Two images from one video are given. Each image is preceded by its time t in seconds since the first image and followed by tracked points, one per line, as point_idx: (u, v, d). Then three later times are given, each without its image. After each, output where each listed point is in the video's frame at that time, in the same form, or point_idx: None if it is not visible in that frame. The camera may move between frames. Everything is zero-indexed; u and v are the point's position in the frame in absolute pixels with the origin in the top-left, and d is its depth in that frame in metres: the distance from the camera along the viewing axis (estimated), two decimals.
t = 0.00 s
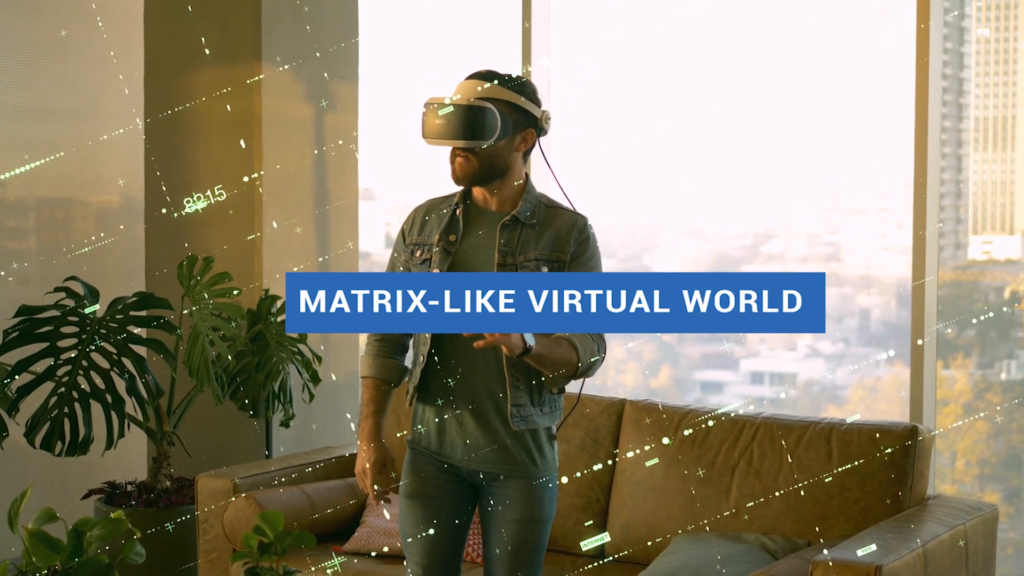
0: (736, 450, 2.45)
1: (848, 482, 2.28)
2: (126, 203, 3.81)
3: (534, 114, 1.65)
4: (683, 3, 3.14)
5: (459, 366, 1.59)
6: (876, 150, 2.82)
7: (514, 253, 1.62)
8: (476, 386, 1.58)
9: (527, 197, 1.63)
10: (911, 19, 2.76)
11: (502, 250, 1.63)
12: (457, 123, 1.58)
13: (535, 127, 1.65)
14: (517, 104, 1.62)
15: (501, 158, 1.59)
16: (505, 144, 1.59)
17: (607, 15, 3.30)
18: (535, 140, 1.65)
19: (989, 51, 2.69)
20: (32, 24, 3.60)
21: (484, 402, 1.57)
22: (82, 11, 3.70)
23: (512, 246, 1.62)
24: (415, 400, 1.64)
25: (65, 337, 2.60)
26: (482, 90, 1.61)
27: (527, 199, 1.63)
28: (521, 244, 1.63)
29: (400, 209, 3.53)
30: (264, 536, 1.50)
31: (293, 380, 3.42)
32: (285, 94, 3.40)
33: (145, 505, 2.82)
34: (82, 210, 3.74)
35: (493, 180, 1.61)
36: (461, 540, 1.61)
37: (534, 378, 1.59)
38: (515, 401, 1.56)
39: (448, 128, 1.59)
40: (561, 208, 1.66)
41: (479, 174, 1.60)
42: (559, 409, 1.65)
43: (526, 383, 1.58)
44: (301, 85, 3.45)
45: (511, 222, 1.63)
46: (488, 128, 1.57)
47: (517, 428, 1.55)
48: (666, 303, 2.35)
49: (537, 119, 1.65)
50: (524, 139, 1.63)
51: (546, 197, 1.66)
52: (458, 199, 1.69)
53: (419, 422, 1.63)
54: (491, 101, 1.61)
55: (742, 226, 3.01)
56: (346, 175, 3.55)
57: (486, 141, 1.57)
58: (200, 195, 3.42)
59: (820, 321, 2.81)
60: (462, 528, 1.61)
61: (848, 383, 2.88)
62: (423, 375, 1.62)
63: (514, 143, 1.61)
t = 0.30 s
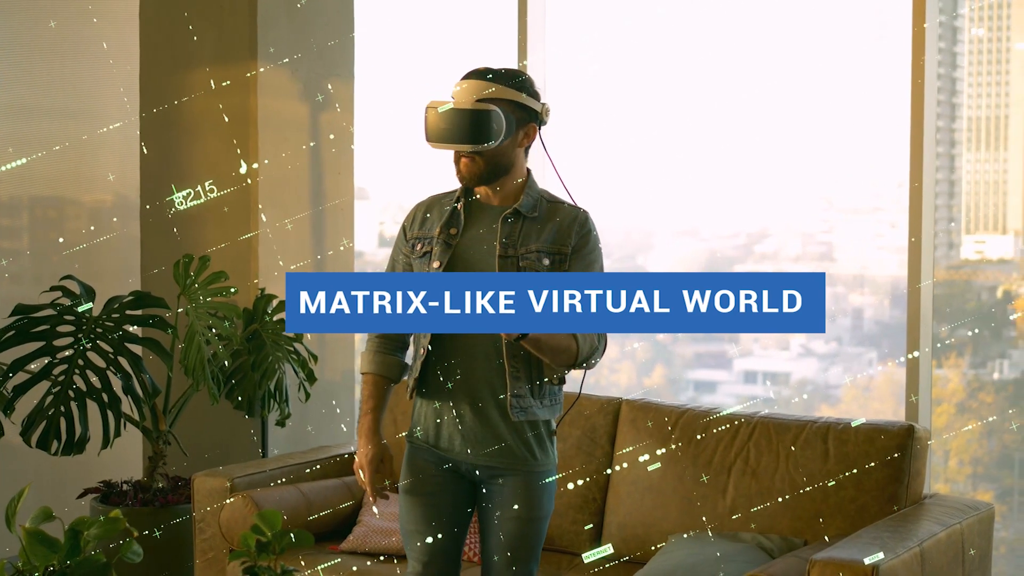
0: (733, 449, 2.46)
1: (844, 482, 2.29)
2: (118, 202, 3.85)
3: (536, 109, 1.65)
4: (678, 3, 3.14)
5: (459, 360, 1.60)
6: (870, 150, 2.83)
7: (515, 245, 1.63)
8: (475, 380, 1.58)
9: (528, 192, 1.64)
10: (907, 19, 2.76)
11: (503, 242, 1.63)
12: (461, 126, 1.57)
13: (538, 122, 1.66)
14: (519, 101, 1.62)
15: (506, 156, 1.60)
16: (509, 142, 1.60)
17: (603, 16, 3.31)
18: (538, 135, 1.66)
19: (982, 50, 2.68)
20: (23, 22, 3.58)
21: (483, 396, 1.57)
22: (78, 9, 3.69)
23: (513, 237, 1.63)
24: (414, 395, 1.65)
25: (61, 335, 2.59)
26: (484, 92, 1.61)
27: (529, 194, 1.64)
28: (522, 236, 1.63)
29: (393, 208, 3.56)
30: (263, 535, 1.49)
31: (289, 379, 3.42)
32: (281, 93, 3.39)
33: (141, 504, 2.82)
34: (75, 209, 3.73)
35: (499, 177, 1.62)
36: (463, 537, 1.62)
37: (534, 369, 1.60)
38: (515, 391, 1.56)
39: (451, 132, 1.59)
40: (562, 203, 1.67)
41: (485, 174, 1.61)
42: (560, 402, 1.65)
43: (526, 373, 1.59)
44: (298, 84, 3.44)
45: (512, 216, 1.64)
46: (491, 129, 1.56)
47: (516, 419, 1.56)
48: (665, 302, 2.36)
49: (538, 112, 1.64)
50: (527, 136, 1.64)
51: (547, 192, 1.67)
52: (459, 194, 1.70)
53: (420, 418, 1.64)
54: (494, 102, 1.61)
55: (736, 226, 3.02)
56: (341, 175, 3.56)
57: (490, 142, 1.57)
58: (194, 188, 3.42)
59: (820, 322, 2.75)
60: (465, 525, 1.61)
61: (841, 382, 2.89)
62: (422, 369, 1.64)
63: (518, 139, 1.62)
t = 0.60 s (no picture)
0: (730, 449, 2.46)
1: (843, 481, 2.29)
2: (113, 201, 3.81)
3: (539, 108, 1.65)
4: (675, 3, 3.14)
5: (467, 361, 1.59)
6: (866, 150, 2.83)
7: (520, 246, 1.62)
8: (483, 379, 1.57)
9: (533, 193, 1.64)
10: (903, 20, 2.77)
11: (507, 241, 1.63)
12: (467, 135, 1.59)
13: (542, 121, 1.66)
14: (523, 103, 1.62)
15: (515, 160, 1.61)
16: (517, 145, 1.61)
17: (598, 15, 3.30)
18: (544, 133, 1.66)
19: (976, 50, 2.70)
20: (17, 21, 3.57)
21: (491, 395, 1.57)
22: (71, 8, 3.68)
23: (518, 236, 1.63)
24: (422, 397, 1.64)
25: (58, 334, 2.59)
26: (483, 90, 1.61)
27: (534, 195, 1.64)
28: (528, 236, 1.63)
29: (387, 207, 3.53)
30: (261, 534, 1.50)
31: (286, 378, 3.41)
32: (278, 92, 3.39)
33: (138, 503, 2.81)
34: (68, 209, 3.72)
35: (510, 181, 1.63)
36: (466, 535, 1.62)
37: (541, 367, 1.60)
38: (523, 389, 1.56)
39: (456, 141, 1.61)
40: (568, 203, 1.66)
41: (494, 178, 1.62)
42: (569, 402, 1.65)
43: (535, 371, 1.59)
44: (294, 84, 3.44)
45: (517, 216, 1.64)
46: (501, 136, 1.58)
47: (524, 418, 1.55)
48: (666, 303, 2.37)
49: (543, 112, 1.65)
50: (534, 136, 1.64)
51: (553, 193, 1.66)
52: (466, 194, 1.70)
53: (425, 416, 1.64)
54: (499, 106, 1.61)
55: (731, 226, 3.02)
56: (338, 174, 3.54)
57: (500, 148, 1.59)
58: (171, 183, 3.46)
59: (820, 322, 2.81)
60: (467, 522, 1.62)
61: (835, 382, 2.89)
62: (432, 370, 1.62)
63: (524, 141, 1.62)
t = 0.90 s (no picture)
0: (726, 448, 2.47)
1: (839, 481, 2.30)
2: (105, 199, 3.82)
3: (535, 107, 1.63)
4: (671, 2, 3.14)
5: (467, 360, 1.59)
6: (861, 150, 2.84)
7: (516, 247, 1.64)
8: (483, 378, 1.58)
9: (532, 194, 1.64)
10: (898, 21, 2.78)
11: (504, 242, 1.65)
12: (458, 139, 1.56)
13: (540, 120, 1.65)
14: (522, 104, 1.60)
15: (515, 162, 1.60)
16: (517, 147, 1.60)
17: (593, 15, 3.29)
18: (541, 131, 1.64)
19: (969, 50, 2.70)
20: (17, 22, 3.54)
21: (492, 394, 1.57)
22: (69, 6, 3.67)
23: (515, 237, 1.64)
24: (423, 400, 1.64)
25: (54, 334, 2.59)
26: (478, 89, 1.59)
27: (532, 197, 1.64)
28: (524, 236, 1.64)
29: (380, 207, 3.53)
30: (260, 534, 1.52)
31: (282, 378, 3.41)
32: (272, 91, 3.38)
33: (133, 502, 2.81)
34: (59, 209, 3.69)
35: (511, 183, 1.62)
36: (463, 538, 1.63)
37: (541, 367, 1.60)
38: (521, 388, 1.56)
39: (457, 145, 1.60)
40: (566, 205, 1.66)
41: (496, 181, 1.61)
42: (573, 401, 1.65)
43: (534, 371, 1.59)
44: (289, 84, 3.43)
45: (514, 218, 1.65)
46: (502, 142, 1.54)
47: (523, 416, 1.56)
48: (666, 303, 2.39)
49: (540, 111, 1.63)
50: (532, 136, 1.63)
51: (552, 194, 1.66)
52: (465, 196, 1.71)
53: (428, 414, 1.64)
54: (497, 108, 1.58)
55: (723, 226, 3.03)
56: (333, 174, 3.55)
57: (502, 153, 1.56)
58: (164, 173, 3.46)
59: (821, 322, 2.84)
60: (465, 522, 1.63)
61: (828, 382, 2.90)
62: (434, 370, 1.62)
63: (522, 141, 1.61)
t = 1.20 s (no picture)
0: (721, 448, 2.47)
1: (833, 481, 2.30)
2: (96, 200, 3.75)
3: (522, 108, 1.63)
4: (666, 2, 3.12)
5: (455, 363, 1.59)
6: (855, 151, 2.84)
7: (499, 246, 1.64)
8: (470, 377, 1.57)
9: (518, 194, 1.63)
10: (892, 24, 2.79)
11: (488, 243, 1.65)
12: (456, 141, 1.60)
13: (527, 120, 1.65)
14: (508, 104, 1.61)
15: (502, 160, 1.61)
16: (504, 147, 1.61)
17: (586, 15, 3.28)
18: (529, 132, 1.65)
19: (961, 51, 2.71)
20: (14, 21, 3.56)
21: (479, 394, 1.56)
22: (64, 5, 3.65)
23: (500, 236, 1.64)
24: (408, 400, 1.63)
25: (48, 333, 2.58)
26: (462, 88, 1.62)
27: (518, 197, 1.62)
28: (510, 235, 1.63)
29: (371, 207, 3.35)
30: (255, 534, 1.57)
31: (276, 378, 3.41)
32: (266, 90, 3.39)
33: (128, 502, 2.81)
34: (53, 208, 3.67)
35: (499, 182, 1.63)
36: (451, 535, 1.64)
37: (529, 366, 1.60)
38: (509, 387, 1.55)
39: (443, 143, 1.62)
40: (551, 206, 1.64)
41: (483, 180, 1.62)
42: (563, 397, 1.64)
43: (522, 369, 1.58)
44: (283, 84, 3.43)
45: (500, 216, 1.64)
46: (490, 140, 1.58)
47: (511, 415, 1.55)
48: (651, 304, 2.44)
49: (527, 112, 1.63)
50: (518, 136, 1.62)
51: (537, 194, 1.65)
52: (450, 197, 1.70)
53: (416, 415, 1.63)
54: (483, 109, 1.61)
55: (716, 226, 3.03)
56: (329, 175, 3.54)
57: (489, 152, 1.59)
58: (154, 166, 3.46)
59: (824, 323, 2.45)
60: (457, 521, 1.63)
61: (820, 382, 2.91)
62: (417, 371, 1.62)
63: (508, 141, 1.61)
